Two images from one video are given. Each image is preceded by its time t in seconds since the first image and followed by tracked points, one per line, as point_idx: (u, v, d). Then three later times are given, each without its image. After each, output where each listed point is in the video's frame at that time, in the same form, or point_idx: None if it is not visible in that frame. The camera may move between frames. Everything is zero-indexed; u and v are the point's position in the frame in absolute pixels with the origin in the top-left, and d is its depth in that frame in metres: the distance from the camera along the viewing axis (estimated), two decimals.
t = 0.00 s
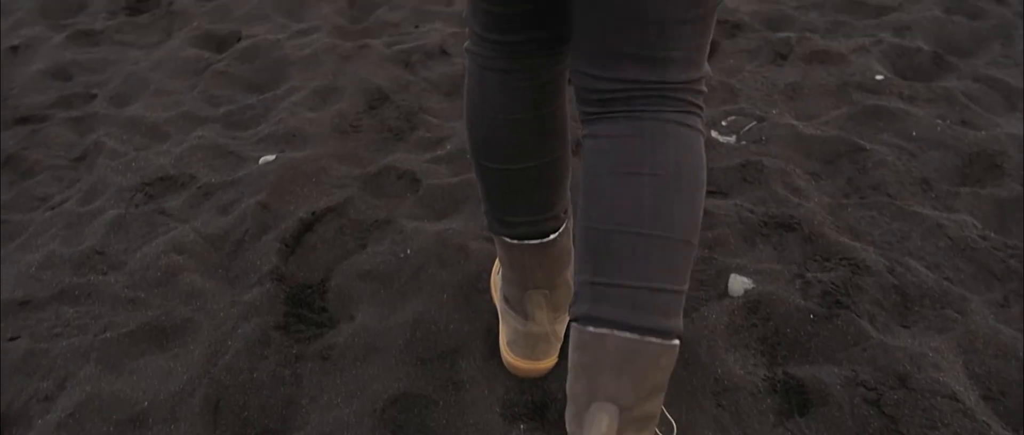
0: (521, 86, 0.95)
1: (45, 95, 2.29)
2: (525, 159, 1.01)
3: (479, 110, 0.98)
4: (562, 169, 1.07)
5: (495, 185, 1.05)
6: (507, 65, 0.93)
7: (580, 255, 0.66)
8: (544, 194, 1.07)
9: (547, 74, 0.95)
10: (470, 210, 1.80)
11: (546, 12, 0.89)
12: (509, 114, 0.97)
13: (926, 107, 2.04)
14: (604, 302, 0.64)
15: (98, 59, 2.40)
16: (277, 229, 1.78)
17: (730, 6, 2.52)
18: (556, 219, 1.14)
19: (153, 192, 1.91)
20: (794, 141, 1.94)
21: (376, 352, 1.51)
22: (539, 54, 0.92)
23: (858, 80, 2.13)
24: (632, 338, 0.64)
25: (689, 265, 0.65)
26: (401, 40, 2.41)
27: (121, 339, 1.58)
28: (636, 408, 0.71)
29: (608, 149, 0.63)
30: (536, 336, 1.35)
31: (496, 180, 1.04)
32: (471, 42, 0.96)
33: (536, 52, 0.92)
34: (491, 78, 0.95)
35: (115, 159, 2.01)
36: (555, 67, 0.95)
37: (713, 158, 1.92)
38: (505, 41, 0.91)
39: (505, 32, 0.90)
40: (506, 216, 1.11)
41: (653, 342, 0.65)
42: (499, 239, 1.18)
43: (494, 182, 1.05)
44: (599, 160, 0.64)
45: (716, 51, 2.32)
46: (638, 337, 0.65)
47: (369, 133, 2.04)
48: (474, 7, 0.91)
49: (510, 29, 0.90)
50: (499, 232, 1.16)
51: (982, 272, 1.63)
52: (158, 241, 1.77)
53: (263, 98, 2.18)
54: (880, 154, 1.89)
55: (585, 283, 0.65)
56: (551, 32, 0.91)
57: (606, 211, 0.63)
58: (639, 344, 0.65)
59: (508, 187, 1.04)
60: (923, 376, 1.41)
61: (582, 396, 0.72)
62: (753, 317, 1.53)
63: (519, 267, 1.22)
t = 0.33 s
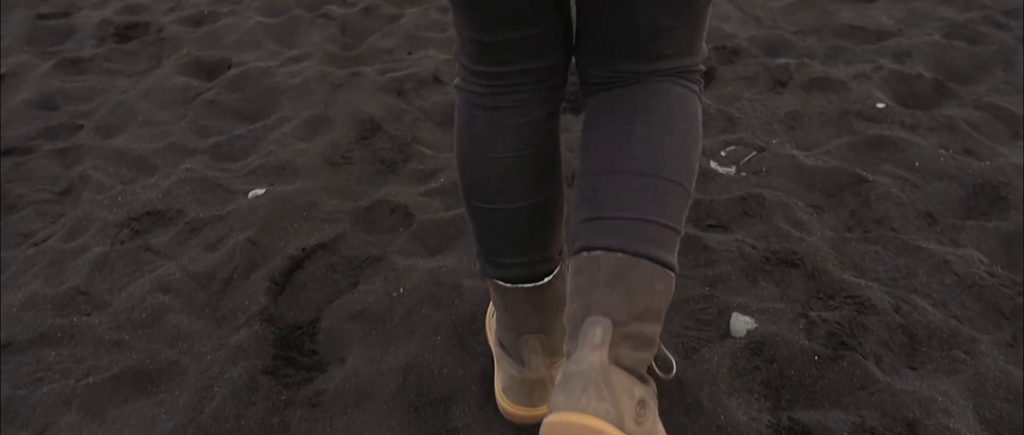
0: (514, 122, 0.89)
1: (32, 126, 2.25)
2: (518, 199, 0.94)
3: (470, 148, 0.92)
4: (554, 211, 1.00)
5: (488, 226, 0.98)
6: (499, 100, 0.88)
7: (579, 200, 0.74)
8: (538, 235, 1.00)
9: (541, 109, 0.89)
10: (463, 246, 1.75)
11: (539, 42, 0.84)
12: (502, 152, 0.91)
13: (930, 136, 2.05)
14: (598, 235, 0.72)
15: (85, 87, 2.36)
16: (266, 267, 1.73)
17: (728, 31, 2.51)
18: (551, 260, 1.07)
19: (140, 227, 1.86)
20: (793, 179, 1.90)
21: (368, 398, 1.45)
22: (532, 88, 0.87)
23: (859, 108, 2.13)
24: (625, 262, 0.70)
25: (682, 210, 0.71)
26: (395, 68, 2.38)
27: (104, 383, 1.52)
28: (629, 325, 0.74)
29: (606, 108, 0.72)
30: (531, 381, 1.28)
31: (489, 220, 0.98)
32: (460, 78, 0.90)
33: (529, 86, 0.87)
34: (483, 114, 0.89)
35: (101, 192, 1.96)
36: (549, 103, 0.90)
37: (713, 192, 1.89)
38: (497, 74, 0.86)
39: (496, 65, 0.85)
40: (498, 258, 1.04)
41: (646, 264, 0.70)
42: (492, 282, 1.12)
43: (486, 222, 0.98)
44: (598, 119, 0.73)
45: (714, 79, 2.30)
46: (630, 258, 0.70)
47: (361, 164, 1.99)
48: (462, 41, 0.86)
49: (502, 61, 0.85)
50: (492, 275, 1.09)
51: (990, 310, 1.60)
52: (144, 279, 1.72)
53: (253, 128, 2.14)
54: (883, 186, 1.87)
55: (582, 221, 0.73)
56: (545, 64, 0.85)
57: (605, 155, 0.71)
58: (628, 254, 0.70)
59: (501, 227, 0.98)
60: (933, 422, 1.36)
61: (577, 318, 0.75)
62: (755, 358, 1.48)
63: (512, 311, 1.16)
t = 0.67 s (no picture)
0: (507, 148, 0.87)
1: (19, 145, 2.22)
2: (512, 229, 0.92)
3: (464, 177, 0.90)
4: (548, 244, 0.97)
5: (482, 258, 0.96)
6: (492, 124, 0.86)
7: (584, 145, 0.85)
8: (534, 269, 0.97)
9: (536, 135, 0.88)
10: (454, 274, 1.69)
11: (532, 62, 0.82)
12: (496, 179, 0.89)
13: (933, 158, 2.08)
14: (603, 180, 0.84)
15: (73, 105, 2.34)
16: (256, 294, 1.66)
17: (726, 49, 2.60)
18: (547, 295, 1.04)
19: (127, 251, 1.80)
20: (796, 198, 1.91)
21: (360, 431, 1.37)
22: (526, 110, 0.86)
23: (861, 128, 2.18)
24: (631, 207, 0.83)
25: (678, 157, 0.84)
26: (388, 86, 2.36)
27: (87, 417, 1.44)
28: (632, 271, 0.87)
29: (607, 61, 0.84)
30: (527, 417, 1.21)
31: (483, 253, 0.95)
32: (453, 105, 0.89)
33: (523, 108, 0.85)
34: (476, 140, 0.88)
35: (88, 215, 1.92)
36: (542, 129, 0.88)
37: (714, 216, 1.89)
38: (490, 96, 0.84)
39: (490, 87, 0.84)
40: (493, 292, 1.01)
41: (650, 209, 0.84)
42: (486, 316, 1.08)
43: (480, 254, 0.96)
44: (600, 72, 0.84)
45: (714, 97, 2.36)
46: (636, 205, 0.83)
47: (353, 185, 1.96)
48: (454, 64, 0.85)
49: (495, 80, 0.83)
50: (487, 309, 1.06)
51: (998, 341, 1.57)
52: (131, 307, 1.66)
53: (244, 148, 2.11)
54: (885, 210, 1.86)
55: (587, 165, 0.85)
56: (539, 86, 0.84)
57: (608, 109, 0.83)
58: (630, 200, 0.83)
59: (496, 259, 0.95)
60: None
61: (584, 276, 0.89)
62: (757, 390, 1.43)
63: (506, 344, 1.11)
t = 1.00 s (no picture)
0: (500, 167, 0.84)
1: (5, 156, 2.16)
2: (505, 250, 0.89)
3: (455, 197, 0.86)
4: (539, 266, 0.93)
5: (473, 281, 0.92)
6: (484, 142, 0.82)
7: (591, 122, 1.06)
8: (526, 292, 0.94)
9: (528, 152, 0.84)
10: (445, 293, 1.64)
11: (527, 74, 0.79)
12: (488, 200, 0.85)
13: (935, 174, 2.08)
14: (612, 163, 1.08)
15: (61, 114, 2.31)
16: (244, 312, 1.59)
17: (725, 59, 2.57)
18: (540, 319, 0.99)
19: (113, 267, 1.74)
20: (797, 213, 1.91)
21: None
22: (518, 127, 0.82)
23: (861, 143, 2.18)
24: (633, 185, 1.09)
25: (671, 131, 1.08)
26: (380, 96, 2.33)
27: None
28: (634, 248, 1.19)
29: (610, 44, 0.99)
30: None
31: (475, 276, 0.91)
32: (441, 122, 0.85)
33: (516, 125, 0.82)
34: (467, 159, 0.84)
35: (73, 230, 1.85)
36: (534, 147, 0.85)
37: (713, 232, 1.86)
38: (482, 112, 0.80)
39: (481, 102, 0.80)
40: (484, 316, 0.96)
41: (649, 187, 1.11)
42: (479, 341, 1.03)
43: (471, 277, 0.92)
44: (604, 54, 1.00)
45: (712, 109, 2.34)
46: (637, 188, 1.10)
47: (345, 199, 1.92)
48: (443, 78, 0.80)
49: (488, 93, 0.79)
50: (477, 334, 1.01)
51: (1004, 364, 1.53)
52: (116, 325, 1.58)
53: (234, 161, 2.07)
54: (885, 226, 1.86)
55: (597, 146, 1.07)
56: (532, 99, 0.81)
57: (612, 93, 1.02)
58: (632, 184, 1.09)
59: (488, 282, 0.91)
60: None
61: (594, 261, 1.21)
62: (755, 415, 1.39)
63: (500, 368, 1.05)
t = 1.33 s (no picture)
0: (493, 175, 0.79)
1: None
2: (499, 261, 0.85)
3: (446, 206, 0.82)
4: (531, 278, 0.89)
5: (465, 294, 0.88)
6: (476, 149, 0.78)
7: (594, 118, 1.21)
8: (519, 305, 0.89)
9: (522, 159, 0.80)
10: (436, 305, 1.59)
11: (522, 75, 0.74)
12: (481, 209, 0.81)
13: (937, 182, 2.05)
14: (613, 157, 1.25)
15: (49, 118, 2.26)
16: (231, 324, 1.54)
17: (723, 62, 2.52)
18: (533, 334, 0.95)
19: (97, 276, 1.67)
20: (796, 221, 1.87)
21: None
22: (513, 134, 0.78)
23: (862, 149, 2.14)
24: (631, 177, 1.27)
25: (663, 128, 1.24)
26: (373, 100, 2.29)
27: None
28: (628, 225, 1.38)
29: (614, 54, 1.12)
30: None
31: (467, 289, 0.87)
32: (430, 128, 0.80)
33: (510, 131, 0.77)
34: (459, 168, 0.79)
35: (58, 236, 1.79)
36: (529, 154, 0.80)
37: (712, 241, 1.82)
38: (474, 117, 0.76)
39: (473, 108, 0.75)
40: (476, 331, 0.92)
41: (644, 176, 1.29)
42: (470, 360, 1.00)
43: (463, 289, 0.87)
44: (610, 64, 1.14)
45: (711, 114, 2.30)
46: (634, 179, 1.28)
47: (336, 207, 1.88)
48: (433, 82, 0.76)
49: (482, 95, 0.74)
50: (469, 349, 0.97)
51: (1009, 379, 1.50)
52: (99, 337, 1.51)
53: (224, 166, 2.02)
54: (886, 235, 1.83)
55: (599, 139, 1.23)
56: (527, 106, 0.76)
57: (613, 95, 1.16)
58: (629, 177, 1.27)
59: (480, 295, 0.87)
60: None
61: (592, 234, 1.38)
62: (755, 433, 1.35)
63: (493, 387, 1.02)
